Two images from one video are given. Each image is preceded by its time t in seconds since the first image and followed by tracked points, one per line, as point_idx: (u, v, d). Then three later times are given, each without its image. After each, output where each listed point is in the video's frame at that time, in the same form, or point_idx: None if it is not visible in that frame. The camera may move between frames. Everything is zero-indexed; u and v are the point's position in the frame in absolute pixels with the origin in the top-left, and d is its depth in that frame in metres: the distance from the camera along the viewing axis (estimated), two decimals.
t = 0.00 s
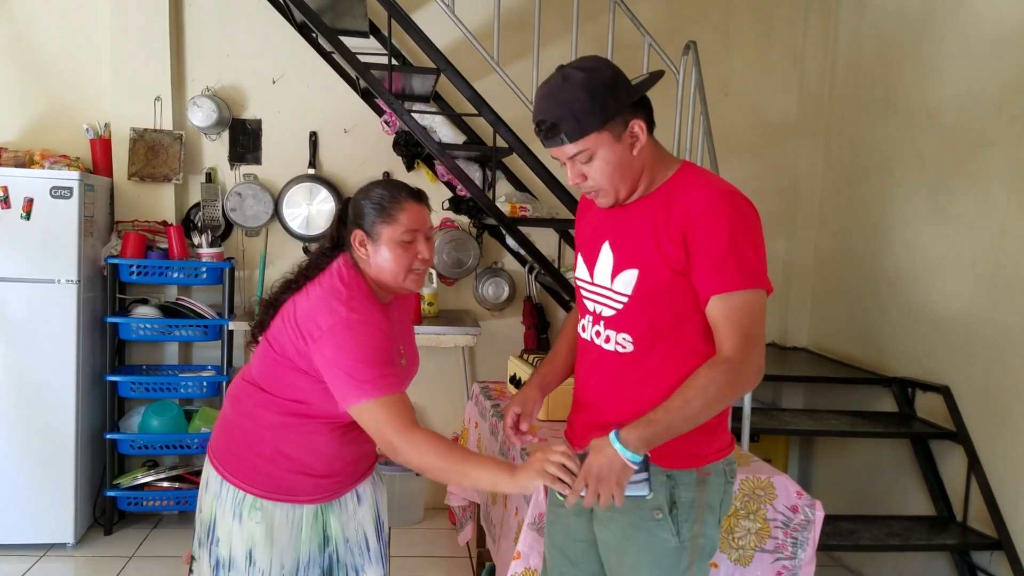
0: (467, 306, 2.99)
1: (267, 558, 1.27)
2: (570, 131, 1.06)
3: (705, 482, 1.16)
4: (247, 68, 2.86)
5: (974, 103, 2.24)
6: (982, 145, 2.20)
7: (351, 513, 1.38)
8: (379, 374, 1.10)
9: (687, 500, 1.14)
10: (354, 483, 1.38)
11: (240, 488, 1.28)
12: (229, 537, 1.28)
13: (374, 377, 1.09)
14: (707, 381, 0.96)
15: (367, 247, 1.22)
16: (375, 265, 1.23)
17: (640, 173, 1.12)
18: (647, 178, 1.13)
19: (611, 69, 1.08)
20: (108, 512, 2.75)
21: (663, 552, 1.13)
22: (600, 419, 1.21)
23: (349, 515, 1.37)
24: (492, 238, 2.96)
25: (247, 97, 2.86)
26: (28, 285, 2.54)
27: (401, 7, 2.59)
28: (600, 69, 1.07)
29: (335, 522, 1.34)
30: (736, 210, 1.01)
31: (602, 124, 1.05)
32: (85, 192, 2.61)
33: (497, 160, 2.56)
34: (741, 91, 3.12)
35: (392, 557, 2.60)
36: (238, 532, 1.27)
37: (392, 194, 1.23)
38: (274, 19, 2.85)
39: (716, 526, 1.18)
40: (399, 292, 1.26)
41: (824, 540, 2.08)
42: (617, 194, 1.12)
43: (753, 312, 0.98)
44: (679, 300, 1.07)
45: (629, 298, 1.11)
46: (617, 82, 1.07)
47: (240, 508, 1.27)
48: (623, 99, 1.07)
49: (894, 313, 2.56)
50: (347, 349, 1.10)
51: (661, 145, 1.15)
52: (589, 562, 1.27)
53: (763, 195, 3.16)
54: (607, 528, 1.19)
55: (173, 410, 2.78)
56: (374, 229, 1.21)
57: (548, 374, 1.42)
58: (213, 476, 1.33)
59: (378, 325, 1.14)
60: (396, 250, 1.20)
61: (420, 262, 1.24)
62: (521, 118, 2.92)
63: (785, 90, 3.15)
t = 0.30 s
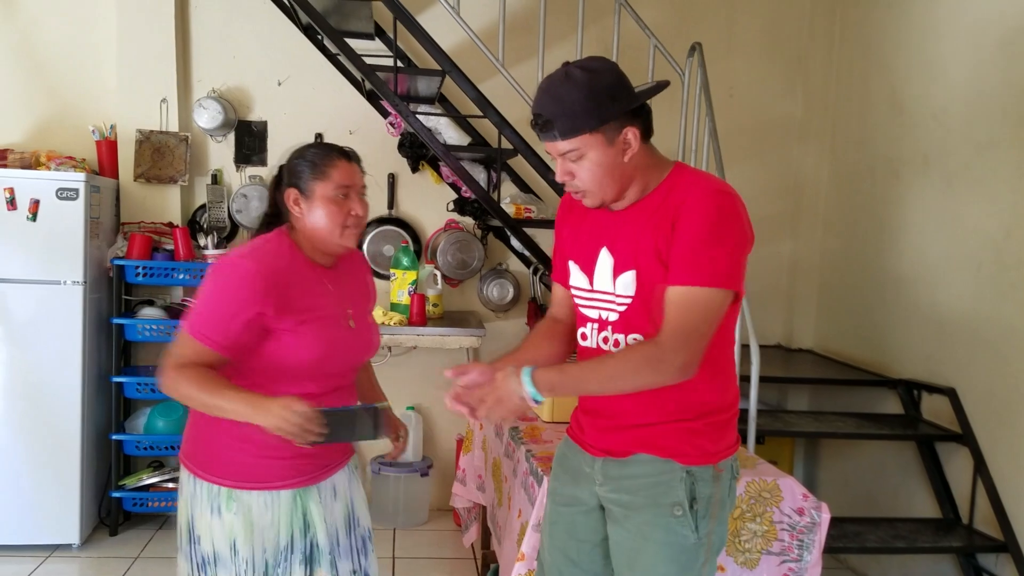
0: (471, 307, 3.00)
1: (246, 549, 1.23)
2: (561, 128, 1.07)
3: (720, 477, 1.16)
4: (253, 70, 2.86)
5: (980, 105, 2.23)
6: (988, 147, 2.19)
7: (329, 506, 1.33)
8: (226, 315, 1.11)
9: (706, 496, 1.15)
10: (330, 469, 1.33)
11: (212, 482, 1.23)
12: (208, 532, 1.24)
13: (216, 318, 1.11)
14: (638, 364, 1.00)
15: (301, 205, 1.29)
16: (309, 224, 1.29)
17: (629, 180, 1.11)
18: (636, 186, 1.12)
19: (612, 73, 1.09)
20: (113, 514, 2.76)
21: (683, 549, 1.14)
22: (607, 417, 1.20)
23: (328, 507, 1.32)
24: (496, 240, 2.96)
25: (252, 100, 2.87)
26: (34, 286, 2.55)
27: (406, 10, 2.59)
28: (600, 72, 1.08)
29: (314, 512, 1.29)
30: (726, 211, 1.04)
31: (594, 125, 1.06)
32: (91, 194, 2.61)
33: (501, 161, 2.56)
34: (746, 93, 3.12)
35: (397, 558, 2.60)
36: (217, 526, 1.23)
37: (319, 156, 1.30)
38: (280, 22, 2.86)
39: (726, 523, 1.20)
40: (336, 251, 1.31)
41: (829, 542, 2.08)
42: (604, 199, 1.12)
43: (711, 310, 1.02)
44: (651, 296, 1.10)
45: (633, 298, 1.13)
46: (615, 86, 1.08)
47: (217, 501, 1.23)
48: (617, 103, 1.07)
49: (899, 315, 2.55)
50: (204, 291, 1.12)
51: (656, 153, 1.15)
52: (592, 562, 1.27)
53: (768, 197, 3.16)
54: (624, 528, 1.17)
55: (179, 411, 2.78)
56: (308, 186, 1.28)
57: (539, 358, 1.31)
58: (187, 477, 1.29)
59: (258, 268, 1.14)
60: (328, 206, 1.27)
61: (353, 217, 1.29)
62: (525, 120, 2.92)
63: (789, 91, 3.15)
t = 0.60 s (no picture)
0: (478, 312, 3.00)
1: (192, 537, 1.28)
2: (510, 116, 1.14)
3: (703, 476, 1.16)
4: (261, 75, 2.87)
5: (988, 109, 2.22)
6: (996, 152, 2.19)
7: (280, 497, 1.34)
8: (136, 292, 1.22)
9: (685, 495, 1.14)
10: (280, 461, 1.34)
11: (162, 472, 1.30)
12: (164, 521, 1.30)
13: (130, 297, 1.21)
14: (536, 357, 1.04)
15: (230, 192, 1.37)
16: (241, 212, 1.37)
17: (567, 180, 1.14)
18: (573, 187, 1.15)
19: (574, 75, 1.11)
20: (120, 517, 2.76)
21: (663, 549, 1.13)
22: (585, 423, 1.22)
23: (278, 498, 1.34)
24: (503, 244, 2.97)
25: (261, 104, 2.88)
26: (42, 290, 2.56)
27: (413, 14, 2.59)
28: (559, 70, 1.11)
29: (260, 502, 1.31)
30: (648, 209, 1.03)
31: (536, 119, 1.10)
32: (100, 198, 2.62)
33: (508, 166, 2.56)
34: (753, 97, 3.11)
35: (403, 563, 2.59)
36: (169, 514, 1.29)
37: (237, 147, 1.39)
38: (289, 27, 2.87)
39: (712, 523, 1.20)
40: (270, 236, 1.38)
41: (837, 548, 2.07)
42: (540, 192, 1.16)
43: (623, 307, 1.02)
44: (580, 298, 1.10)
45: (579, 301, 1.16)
46: (568, 88, 1.10)
47: (169, 489, 1.29)
48: (565, 105, 1.10)
49: (907, 321, 2.55)
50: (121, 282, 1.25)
51: (607, 163, 1.16)
52: (589, 564, 1.28)
53: (774, 201, 3.16)
54: (610, 527, 1.18)
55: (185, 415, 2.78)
56: (235, 173, 1.37)
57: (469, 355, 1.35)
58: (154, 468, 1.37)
59: (166, 252, 1.27)
60: (251, 191, 1.34)
61: (282, 197, 1.38)
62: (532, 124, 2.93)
63: (796, 96, 3.15)
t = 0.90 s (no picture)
0: (487, 319, 3.00)
1: (188, 537, 1.33)
2: (514, 118, 1.15)
3: (696, 490, 1.13)
4: (274, 84, 2.89)
5: (1002, 116, 2.21)
6: (1009, 159, 2.18)
7: (276, 496, 1.41)
8: (140, 299, 1.26)
9: (678, 509, 1.12)
10: (279, 458, 1.40)
11: (163, 471, 1.35)
12: (162, 520, 1.35)
13: (135, 303, 1.26)
14: (544, 372, 1.01)
15: (215, 195, 1.44)
16: (228, 216, 1.44)
17: (568, 181, 1.14)
18: (574, 189, 1.15)
19: (577, 78, 1.11)
20: (131, 523, 2.77)
21: (654, 562, 1.11)
22: (583, 434, 1.20)
23: (273, 498, 1.40)
24: (513, 251, 2.97)
25: (272, 112, 2.89)
26: (55, 297, 2.58)
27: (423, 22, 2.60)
28: (563, 73, 1.11)
29: (257, 502, 1.37)
30: (646, 215, 1.02)
31: (538, 120, 1.11)
32: (112, 206, 2.64)
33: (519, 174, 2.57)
34: (763, 104, 3.11)
35: (413, 571, 2.59)
36: (167, 513, 1.34)
37: (217, 152, 1.46)
38: (302, 36, 2.89)
39: (712, 537, 1.16)
40: (258, 237, 1.44)
41: (850, 558, 2.05)
42: (542, 194, 1.17)
43: (626, 315, 0.99)
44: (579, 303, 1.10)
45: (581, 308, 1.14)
46: (570, 90, 1.10)
47: (170, 490, 1.34)
48: (566, 107, 1.10)
49: (920, 329, 2.54)
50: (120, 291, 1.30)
51: (608, 165, 1.15)
52: None
53: (785, 208, 3.15)
54: (605, 541, 1.16)
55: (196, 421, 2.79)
56: (219, 176, 1.44)
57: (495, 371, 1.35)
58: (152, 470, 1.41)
59: (162, 258, 1.33)
60: (238, 192, 1.42)
61: (266, 197, 1.45)
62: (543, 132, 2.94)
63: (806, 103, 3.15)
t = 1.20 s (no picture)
0: (495, 324, 3.00)
1: (216, 531, 1.45)
2: (557, 111, 1.15)
3: (712, 504, 1.12)
4: (283, 90, 2.90)
5: (1012, 122, 2.21)
6: (1019, 164, 2.17)
7: (294, 488, 1.57)
8: (196, 316, 1.35)
9: (693, 522, 1.11)
10: (296, 453, 1.56)
11: (189, 470, 1.45)
12: (183, 518, 1.45)
13: (191, 322, 1.34)
14: (615, 402, 0.97)
15: (240, 204, 1.50)
16: (246, 226, 1.50)
17: (604, 181, 1.13)
18: (610, 189, 1.14)
19: (623, 77, 1.11)
20: (140, 528, 2.78)
21: None
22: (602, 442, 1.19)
23: (292, 489, 1.56)
24: (520, 256, 2.97)
25: (281, 118, 2.90)
26: (65, 302, 2.59)
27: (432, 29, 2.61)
28: (610, 71, 1.11)
29: (281, 494, 1.53)
30: (684, 230, 0.98)
31: (578, 116, 1.11)
32: (122, 212, 2.65)
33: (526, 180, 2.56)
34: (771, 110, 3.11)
35: None
36: (191, 511, 1.45)
37: (249, 165, 1.52)
38: (311, 42, 2.90)
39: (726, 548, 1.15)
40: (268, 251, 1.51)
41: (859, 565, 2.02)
42: (577, 191, 1.16)
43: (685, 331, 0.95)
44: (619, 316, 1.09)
45: (612, 317, 1.11)
46: (614, 88, 1.10)
47: (194, 488, 1.45)
48: (608, 105, 1.09)
49: (929, 335, 2.53)
50: (163, 302, 1.35)
51: (647, 169, 1.13)
52: None
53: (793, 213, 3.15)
54: (619, 553, 1.16)
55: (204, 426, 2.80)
56: (248, 189, 1.50)
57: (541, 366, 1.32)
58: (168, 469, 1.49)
59: (206, 267, 1.38)
60: (259, 210, 1.47)
61: (286, 222, 1.50)
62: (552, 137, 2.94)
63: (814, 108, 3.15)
